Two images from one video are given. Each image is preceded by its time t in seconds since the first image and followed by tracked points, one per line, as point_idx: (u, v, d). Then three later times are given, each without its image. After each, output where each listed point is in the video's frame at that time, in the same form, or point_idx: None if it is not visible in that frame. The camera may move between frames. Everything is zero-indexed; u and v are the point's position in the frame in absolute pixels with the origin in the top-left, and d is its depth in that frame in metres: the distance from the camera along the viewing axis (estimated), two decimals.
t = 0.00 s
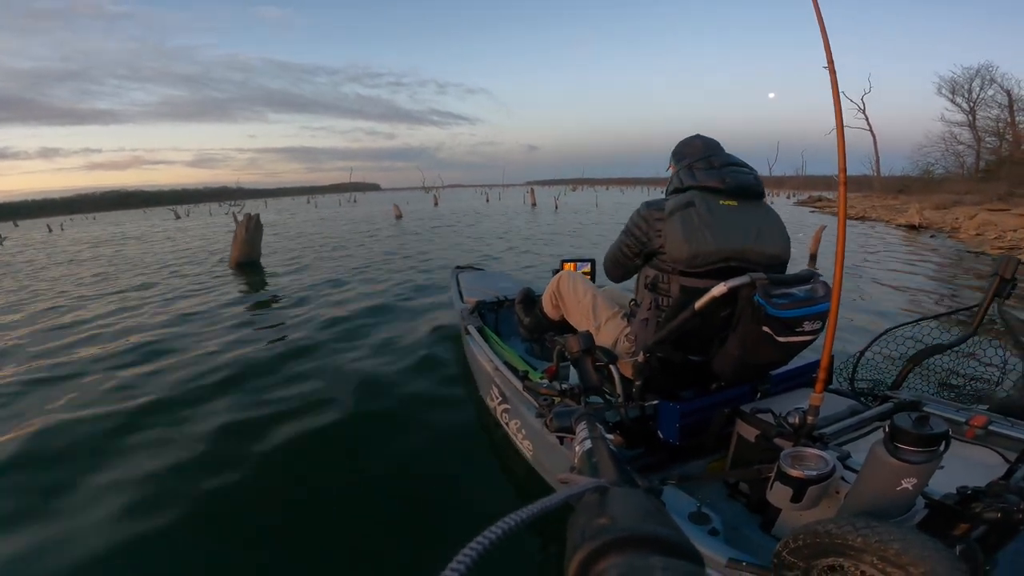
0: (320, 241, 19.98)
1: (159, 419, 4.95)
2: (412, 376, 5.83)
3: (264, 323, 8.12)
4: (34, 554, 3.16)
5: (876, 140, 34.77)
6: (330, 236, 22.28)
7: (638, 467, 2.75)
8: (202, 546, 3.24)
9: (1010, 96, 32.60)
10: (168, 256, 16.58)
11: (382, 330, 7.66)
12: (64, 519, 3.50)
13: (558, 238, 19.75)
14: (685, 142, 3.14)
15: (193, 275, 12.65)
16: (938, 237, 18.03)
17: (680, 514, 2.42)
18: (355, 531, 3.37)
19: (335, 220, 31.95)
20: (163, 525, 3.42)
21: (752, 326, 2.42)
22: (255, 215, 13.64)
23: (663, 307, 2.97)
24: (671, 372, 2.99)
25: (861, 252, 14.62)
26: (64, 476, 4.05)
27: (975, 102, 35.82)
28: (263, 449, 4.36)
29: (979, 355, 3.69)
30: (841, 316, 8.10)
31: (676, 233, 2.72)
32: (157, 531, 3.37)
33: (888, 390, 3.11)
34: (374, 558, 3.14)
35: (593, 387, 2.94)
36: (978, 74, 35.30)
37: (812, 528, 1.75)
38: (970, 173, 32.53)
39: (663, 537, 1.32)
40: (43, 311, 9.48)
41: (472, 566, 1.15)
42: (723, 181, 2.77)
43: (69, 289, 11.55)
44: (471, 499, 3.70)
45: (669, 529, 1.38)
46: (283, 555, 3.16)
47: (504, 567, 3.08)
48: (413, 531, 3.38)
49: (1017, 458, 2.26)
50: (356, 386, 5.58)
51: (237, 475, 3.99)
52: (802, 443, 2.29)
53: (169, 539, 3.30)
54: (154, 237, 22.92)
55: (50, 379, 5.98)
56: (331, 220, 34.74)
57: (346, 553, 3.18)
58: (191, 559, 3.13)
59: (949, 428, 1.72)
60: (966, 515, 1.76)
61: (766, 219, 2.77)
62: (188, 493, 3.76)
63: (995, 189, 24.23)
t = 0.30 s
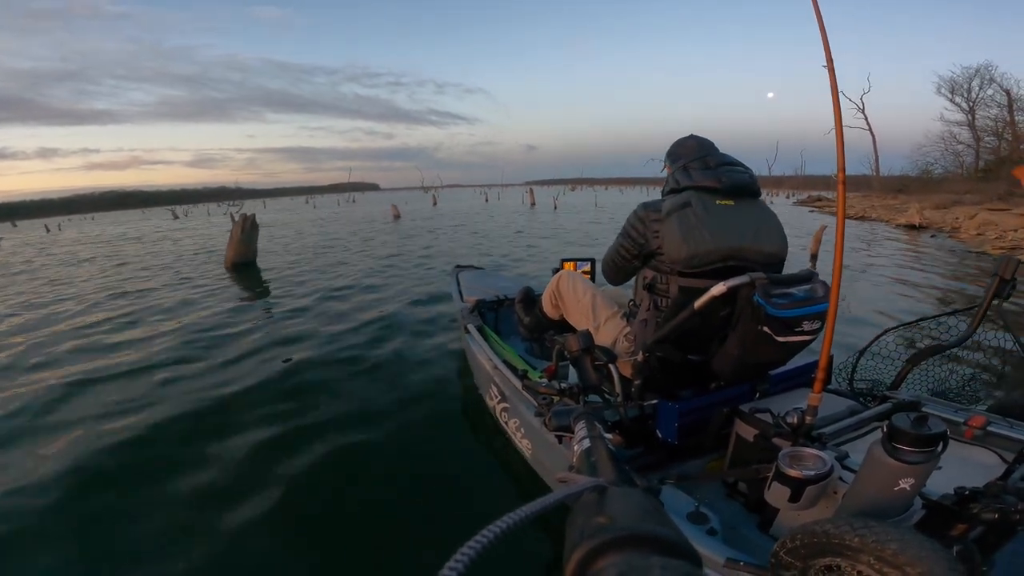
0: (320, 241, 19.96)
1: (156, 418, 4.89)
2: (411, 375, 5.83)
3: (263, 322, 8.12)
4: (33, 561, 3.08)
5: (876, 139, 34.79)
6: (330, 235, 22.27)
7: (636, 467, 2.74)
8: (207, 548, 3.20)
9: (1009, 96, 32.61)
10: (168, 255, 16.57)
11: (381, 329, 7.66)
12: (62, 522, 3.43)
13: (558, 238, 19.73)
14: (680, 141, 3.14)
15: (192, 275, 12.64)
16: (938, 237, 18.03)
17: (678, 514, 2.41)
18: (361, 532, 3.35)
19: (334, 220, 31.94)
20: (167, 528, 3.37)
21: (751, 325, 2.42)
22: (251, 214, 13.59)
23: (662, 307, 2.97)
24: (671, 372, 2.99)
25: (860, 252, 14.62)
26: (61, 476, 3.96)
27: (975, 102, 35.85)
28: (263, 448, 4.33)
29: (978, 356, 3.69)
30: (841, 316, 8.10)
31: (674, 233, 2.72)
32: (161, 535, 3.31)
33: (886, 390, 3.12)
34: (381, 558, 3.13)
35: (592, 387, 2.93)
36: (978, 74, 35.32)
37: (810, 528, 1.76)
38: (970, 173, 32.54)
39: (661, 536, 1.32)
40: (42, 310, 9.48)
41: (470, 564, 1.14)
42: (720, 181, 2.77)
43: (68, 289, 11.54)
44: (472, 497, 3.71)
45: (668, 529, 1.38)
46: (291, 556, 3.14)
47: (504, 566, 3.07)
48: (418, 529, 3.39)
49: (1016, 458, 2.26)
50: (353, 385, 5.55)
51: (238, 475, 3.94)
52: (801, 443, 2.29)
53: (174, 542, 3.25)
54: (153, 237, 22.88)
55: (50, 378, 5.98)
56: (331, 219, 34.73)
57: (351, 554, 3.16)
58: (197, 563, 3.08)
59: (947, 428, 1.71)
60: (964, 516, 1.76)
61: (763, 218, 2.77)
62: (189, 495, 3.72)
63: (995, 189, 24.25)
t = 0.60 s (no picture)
0: (320, 241, 19.97)
1: (156, 421, 4.88)
2: (412, 376, 5.83)
3: (263, 323, 8.12)
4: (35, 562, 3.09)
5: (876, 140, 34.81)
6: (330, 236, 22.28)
7: (636, 468, 2.74)
8: (210, 550, 3.20)
9: (1009, 96, 32.65)
10: (168, 255, 16.59)
11: (381, 330, 7.65)
12: (63, 525, 3.41)
13: (558, 238, 19.75)
14: (683, 144, 3.14)
15: (192, 275, 12.66)
16: (939, 237, 18.04)
17: (678, 516, 2.41)
18: (362, 533, 3.35)
19: (334, 221, 31.95)
20: (168, 531, 3.37)
21: (752, 327, 2.41)
22: (247, 215, 13.55)
23: (663, 310, 2.97)
24: (671, 374, 2.99)
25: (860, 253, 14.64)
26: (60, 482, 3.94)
27: (975, 102, 35.87)
28: (264, 449, 4.32)
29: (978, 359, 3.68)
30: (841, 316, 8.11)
31: (677, 236, 2.72)
32: (162, 538, 3.30)
33: (886, 392, 3.12)
34: (382, 557, 3.14)
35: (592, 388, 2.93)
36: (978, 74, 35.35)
37: (811, 530, 1.75)
38: (970, 173, 32.56)
39: (660, 537, 1.32)
40: (43, 310, 9.48)
41: (471, 565, 1.14)
42: (723, 185, 2.78)
43: (67, 289, 11.54)
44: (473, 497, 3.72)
45: (667, 530, 1.38)
46: (292, 557, 3.14)
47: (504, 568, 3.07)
48: (420, 529, 3.39)
49: (1016, 461, 2.26)
50: (353, 386, 5.55)
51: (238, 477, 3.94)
52: (801, 445, 2.29)
53: (175, 545, 3.24)
54: (153, 237, 22.91)
55: (50, 378, 5.99)
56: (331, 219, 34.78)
57: (352, 556, 3.15)
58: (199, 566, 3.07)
59: (948, 430, 1.71)
60: (964, 517, 1.76)
61: (765, 221, 2.77)
62: (190, 497, 3.71)
63: (996, 189, 24.26)
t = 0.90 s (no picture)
0: (317, 242, 19.91)
1: (154, 422, 4.86)
2: (410, 376, 5.82)
3: (261, 324, 8.10)
4: (35, 563, 3.08)
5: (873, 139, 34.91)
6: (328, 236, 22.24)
7: (635, 467, 2.74)
8: (211, 550, 3.19)
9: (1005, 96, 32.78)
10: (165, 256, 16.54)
11: (379, 330, 7.62)
12: (62, 526, 3.40)
13: (556, 238, 19.73)
14: (681, 143, 3.15)
15: (189, 276, 12.62)
16: (937, 237, 18.10)
17: (677, 514, 2.41)
18: (363, 533, 3.35)
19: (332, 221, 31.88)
20: (169, 532, 3.35)
21: (750, 325, 2.41)
22: (240, 216, 13.42)
23: (661, 308, 2.97)
24: (669, 372, 2.99)
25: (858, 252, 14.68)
26: (59, 482, 3.92)
27: (971, 102, 35.99)
28: (264, 451, 4.31)
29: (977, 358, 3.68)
30: (839, 315, 8.13)
31: (675, 235, 2.72)
32: (162, 539, 3.29)
33: (884, 391, 3.12)
34: (383, 557, 3.14)
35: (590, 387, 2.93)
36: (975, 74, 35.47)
37: (810, 527, 1.76)
38: (967, 172, 32.68)
39: (660, 535, 1.32)
40: (39, 312, 9.45)
41: (470, 565, 1.14)
42: (721, 183, 2.78)
43: (63, 291, 11.47)
44: (473, 497, 3.71)
45: (667, 529, 1.38)
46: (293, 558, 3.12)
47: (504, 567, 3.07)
48: (421, 529, 3.39)
49: (1014, 458, 2.26)
50: (352, 387, 5.54)
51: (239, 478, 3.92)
52: (800, 443, 2.29)
53: (176, 545, 3.23)
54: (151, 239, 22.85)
55: (47, 380, 5.97)
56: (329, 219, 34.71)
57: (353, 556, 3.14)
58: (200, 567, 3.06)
59: (946, 428, 1.72)
60: (963, 515, 1.76)
61: (763, 219, 2.78)
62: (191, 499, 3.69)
63: (993, 188, 24.35)
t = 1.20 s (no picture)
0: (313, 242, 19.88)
1: (149, 423, 4.83)
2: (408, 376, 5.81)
3: (257, 324, 8.08)
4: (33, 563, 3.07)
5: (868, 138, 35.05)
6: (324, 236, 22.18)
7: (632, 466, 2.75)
8: (210, 551, 3.17)
9: (1000, 94, 32.95)
10: (160, 257, 16.47)
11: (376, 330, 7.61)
12: (59, 527, 3.39)
13: (553, 237, 19.73)
14: (677, 141, 3.15)
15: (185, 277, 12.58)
16: (932, 235, 18.19)
17: (675, 513, 2.42)
18: (363, 531, 3.36)
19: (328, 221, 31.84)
20: (167, 533, 3.33)
21: (746, 323, 2.42)
22: (232, 217, 13.26)
23: (658, 306, 2.97)
24: (666, 371, 2.99)
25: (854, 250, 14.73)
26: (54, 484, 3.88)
27: (966, 100, 36.11)
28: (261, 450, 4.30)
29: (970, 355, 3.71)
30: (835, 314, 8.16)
31: (672, 232, 2.72)
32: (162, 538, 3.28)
33: (880, 388, 3.13)
34: (383, 557, 3.13)
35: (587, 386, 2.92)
36: (969, 72, 35.56)
37: (806, 525, 1.76)
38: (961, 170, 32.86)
39: (656, 535, 1.32)
40: (33, 313, 9.41)
41: (467, 565, 1.13)
42: (717, 181, 2.78)
43: (57, 292, 11.40)
44: (471, 494, 3.74)
45: (664, 528, 1.38)
46: (295, 556, 3.13)
47: (503, 566, 3.06)
48: (420, 525, 3.41)
49: (1009, 456, 2.28)
50: (348, 386, 5.52)
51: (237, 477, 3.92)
52: (796, 442, 2.29)
53: (176, 544, 3.23)
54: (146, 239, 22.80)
55: (43, 382, 5.95)
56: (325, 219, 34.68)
57: (352, 553, 3.16)
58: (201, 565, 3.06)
59: (941, 426, 1.72)
60: (960, 514, 1.75)
61: (759, 217, 2.78)
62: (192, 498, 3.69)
63: (988, 186, 24.48)
